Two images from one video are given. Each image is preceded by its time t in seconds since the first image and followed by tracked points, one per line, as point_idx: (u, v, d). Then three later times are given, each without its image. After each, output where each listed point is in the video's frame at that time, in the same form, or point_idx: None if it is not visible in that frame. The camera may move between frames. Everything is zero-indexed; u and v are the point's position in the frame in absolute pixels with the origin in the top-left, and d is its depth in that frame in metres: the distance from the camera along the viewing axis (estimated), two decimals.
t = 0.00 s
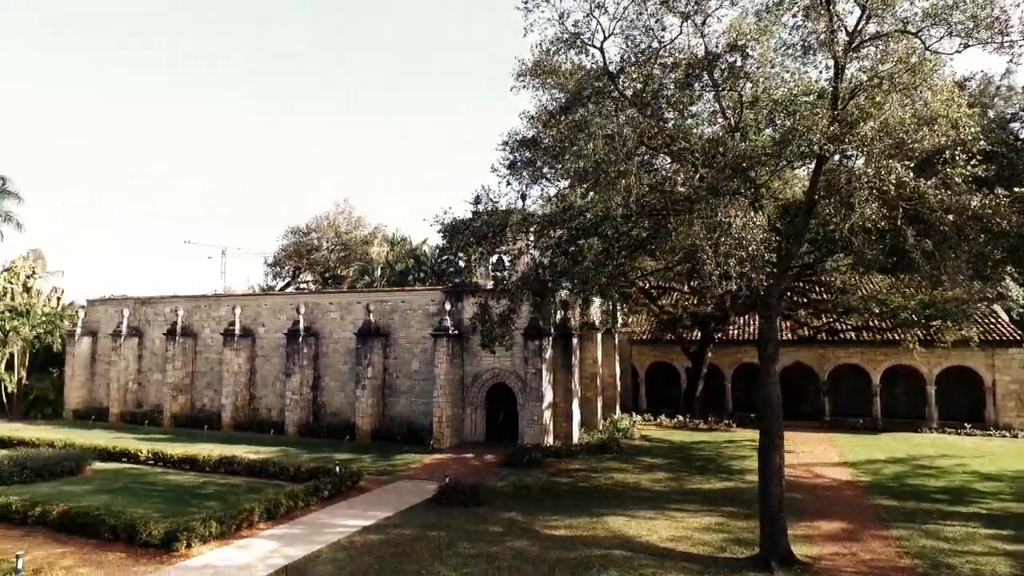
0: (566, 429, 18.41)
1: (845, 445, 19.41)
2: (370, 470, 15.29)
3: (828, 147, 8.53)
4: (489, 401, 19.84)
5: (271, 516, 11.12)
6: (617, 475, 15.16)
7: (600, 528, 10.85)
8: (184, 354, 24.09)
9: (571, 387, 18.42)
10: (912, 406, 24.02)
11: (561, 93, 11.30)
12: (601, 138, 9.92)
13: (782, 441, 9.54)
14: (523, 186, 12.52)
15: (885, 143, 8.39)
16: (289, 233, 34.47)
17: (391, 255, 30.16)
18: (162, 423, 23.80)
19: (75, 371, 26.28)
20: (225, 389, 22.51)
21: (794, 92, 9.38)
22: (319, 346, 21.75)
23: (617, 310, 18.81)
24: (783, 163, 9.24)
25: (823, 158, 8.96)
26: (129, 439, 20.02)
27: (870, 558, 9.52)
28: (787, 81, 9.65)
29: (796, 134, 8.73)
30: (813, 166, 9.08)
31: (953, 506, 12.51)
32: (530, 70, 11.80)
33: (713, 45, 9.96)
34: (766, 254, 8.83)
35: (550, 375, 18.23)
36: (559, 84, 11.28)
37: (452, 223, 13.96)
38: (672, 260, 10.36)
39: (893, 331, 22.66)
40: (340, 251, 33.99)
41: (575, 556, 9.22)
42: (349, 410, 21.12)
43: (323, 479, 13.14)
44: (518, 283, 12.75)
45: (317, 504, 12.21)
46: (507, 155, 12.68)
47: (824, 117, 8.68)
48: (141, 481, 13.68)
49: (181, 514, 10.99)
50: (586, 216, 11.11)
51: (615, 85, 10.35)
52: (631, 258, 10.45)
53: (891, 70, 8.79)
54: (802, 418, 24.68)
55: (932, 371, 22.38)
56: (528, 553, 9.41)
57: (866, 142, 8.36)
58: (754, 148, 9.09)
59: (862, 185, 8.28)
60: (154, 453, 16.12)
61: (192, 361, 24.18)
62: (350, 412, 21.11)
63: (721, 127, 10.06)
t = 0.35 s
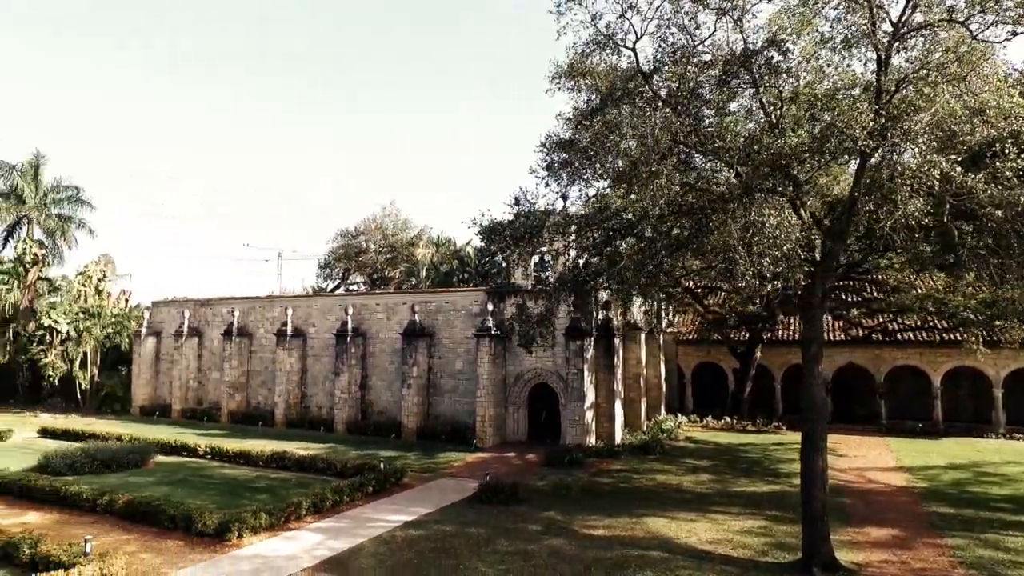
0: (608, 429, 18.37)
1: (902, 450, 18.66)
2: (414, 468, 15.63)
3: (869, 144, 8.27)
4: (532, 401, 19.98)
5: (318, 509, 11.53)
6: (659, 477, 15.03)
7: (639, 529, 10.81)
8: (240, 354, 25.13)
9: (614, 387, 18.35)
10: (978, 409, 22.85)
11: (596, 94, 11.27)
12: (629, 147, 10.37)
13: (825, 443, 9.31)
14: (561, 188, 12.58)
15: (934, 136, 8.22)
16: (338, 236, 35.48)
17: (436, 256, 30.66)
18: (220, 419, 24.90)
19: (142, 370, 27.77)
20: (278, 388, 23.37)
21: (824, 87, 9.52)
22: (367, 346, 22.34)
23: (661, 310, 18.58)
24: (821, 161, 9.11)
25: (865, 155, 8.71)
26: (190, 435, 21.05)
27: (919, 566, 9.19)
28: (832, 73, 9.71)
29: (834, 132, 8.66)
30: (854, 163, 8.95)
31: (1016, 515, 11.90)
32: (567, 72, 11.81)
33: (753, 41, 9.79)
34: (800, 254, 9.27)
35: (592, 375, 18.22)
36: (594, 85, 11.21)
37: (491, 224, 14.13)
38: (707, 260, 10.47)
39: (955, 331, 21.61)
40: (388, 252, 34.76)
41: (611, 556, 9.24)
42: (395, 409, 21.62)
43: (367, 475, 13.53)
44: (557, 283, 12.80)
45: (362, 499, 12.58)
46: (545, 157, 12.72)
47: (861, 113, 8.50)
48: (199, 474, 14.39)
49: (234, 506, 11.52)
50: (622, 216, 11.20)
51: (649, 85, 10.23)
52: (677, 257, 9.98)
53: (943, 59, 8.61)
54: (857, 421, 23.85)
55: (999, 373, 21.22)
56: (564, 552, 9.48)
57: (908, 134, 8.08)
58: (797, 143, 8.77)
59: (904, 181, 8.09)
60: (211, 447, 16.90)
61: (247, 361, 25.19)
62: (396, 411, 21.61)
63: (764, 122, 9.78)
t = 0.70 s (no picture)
0: (645, 430, 18.26)
1: (956, 455, 17.94)
2: (452, 467, 15.86)
3: (905, 141, 8.17)
4: (568, 401, 20.03)
5: (357, 505, 11.83)
6: (697, 478, 14.87)
7: (673, 530, 10.76)
8: (285, 353, 25.94)
9: (651, 387, 18.23)
10: None
11: (627, 93, 11.32)
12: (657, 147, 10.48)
13: (864, 446, 9.10)
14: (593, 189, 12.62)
15: (979, 130, 7.93)
16: (379, 238, 36.21)
17: (474, 257, 30.98)
18: (267, 417, 25.71)
19: (194, 369, 28.94)
20: (322, 387, 24.02)
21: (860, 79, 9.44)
22: (406, 346, 22.76)
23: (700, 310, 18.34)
24: (858, 159, 8.98)
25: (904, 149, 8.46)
26: (238, 431, 21.84)
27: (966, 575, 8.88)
28: (872, 67, 9.65)
29: (869, 129, 8.49)
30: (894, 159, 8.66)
31: None
32: (597, 72, 11.80)
33: (787, 37, 9.71)
34: (833, 253, 9.33)
35: (628, 376, 18.13)
36: (625, 86, 11.33)
37: (525, 224, 14.23)
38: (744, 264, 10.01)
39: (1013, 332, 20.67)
40: (428, 254, 35.30)
41: (643, 556, 9.23)
42: (434, 408, 21.97)
43: (405, 472, 13.82)
44: (592, 283, 12.83)
45: (400, 495, 12.86)
46: (577, 157, 12.77)
47: (894, 108, 8.45)
48: (246, 469, 14.95)
49: (277, 500, 11.94)
50: (654, 215, 11.12)
51: (679, 85, 10.37)
52: (710, 258, 9.83)
53: (988, 48, 8.57)
54: (908, 425, 23.03)
55: None
56: (596, 552, 9.52)
57: (948, 128, 7.81)
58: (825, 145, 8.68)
59: (945, 176, 7.84)
60: (258, 444, 17.51)
61: (292, 360, 25.96)
62: (435, 410, 21.94)
63: (803, 118, 9.63)
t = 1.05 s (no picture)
0: (689, 432, 18.02)
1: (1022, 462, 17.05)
2: (493, 466, 16.02)
3: (954, 135, 8.00)
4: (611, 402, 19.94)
5: (400, 502, 12.10)
6: (741, 481, 14.60)
7: (714, 533, 10.63)
8: (334, 353, 26.67)
9: (694, 389, 17.99)
10: None
11: (664, 90, 11.22)
12: (693, 142, 10.50)
13: (914, 450, 8.81)
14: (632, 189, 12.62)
15: None
16: (425, 239, 36.80)
17: (517, 258, 31.14)
18: (316, 414, 26.48)
19: (248, 367, 30.07)
20: (369, 386, 24.59)
21: (906, 71, 9.07)
22: (450, 346, 23.08)
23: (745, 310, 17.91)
24: (907, 153, 8.69)
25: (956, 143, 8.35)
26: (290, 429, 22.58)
27: None
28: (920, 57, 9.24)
29: (915, 123, 8.21)
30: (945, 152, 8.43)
31: None
32: (635, 71, 11.77)
33: (831, 29, 9.48)
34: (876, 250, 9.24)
35: (672, 377, 17.93)
36: (662, 85, 11.26)
37: (563, 225, 14.24)
38: (785, 266, 9.63)
39: None
40: (472, 255, 35.68)
41: (682, 559, 9.17)
42: (477, 407, 22.21)
43: (448, 470, 14.05)
44: (633, 283, 12.89)
45: (442, 493, 13.09)
46: (615, 158, 12.75)
47: (943, 100, 8.20)
48: (296, 465, 15.47)
49: (324, 495, 12.33)
50: (693, 214, 10.83)
51: (716, 82, 10.29)
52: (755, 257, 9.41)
53: None
54: (971, 430, 21.98)
55: None
56: (635, 553, 9.50)
57: (1000, 120, 7.78)
58: (869, 138, 8.44)
59: (998, 171, 7.74)
60: (307, 440, 18.08)
61: (340, 359, 26.66)
62: (478, 409, 22.18)
63: (848, 113, 9.42)
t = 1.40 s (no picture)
0: (730, 434, 17.74)
1: None
2: (531, 466, 16.08)
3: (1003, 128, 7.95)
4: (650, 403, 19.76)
5: (438, 500, 12.29)
6: (783, 485, 14.30)
7: (753, 537, 10.46)
8: (376, 353, 27.22)
9: (735, 390, 17.70)
10: None
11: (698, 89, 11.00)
12: (723, 136, 10.31)
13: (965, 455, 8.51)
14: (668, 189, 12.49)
15: None
16: (464, 240, 37.18)
17: (554, 258, 31.17)
18: (359, 413, 27.08)
19: (294, 366, 31.00)
20: (409, 385, 25.03)
21: (955, 62, 8.82)
22: (488, 346, 23.26)
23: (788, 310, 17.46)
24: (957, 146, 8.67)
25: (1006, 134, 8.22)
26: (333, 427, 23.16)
27: None
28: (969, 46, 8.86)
29: (960, 116, 8.21)
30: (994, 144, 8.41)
31: None
32: (669, 70, 11.56)
33: (874, 21, 9.19)
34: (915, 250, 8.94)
35: (712, 378, 17.67)
36: (695, 83, 11.05)
37: (598, 225, 14.18)
38: (827, 264, 9.43)
39: None
40: (511, 255, 35.87)
41: (719, 562, 9.07)
42: (515, 407, 22.34)
43: (485, 469, 14.19)
44: (669, 283, 12.74)
45: (479, 491, 13.23)
46: (650, 158, 12.66)
47: (992, 90, 8.14)
48: (338, 462, 15.88)
49: (364, 492, 12.61)
50: (729, 214, 10.58)
51: (751, 80, 10.06)
52: (797, 255, 9.39)
53: None
54: None
55: None
56: (671, 555, 9.44)
57: None
58: (914, 129, 8.30)
59: None
60: (350, 438, 18.51)
61: (382, 359, 27.21)
62: (516, 409, 22.30)
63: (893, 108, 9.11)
